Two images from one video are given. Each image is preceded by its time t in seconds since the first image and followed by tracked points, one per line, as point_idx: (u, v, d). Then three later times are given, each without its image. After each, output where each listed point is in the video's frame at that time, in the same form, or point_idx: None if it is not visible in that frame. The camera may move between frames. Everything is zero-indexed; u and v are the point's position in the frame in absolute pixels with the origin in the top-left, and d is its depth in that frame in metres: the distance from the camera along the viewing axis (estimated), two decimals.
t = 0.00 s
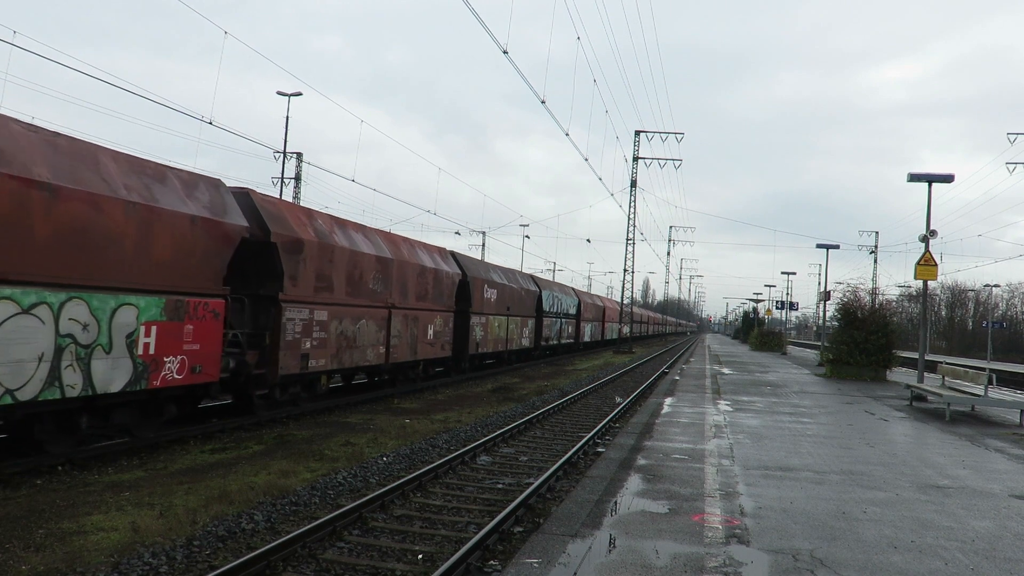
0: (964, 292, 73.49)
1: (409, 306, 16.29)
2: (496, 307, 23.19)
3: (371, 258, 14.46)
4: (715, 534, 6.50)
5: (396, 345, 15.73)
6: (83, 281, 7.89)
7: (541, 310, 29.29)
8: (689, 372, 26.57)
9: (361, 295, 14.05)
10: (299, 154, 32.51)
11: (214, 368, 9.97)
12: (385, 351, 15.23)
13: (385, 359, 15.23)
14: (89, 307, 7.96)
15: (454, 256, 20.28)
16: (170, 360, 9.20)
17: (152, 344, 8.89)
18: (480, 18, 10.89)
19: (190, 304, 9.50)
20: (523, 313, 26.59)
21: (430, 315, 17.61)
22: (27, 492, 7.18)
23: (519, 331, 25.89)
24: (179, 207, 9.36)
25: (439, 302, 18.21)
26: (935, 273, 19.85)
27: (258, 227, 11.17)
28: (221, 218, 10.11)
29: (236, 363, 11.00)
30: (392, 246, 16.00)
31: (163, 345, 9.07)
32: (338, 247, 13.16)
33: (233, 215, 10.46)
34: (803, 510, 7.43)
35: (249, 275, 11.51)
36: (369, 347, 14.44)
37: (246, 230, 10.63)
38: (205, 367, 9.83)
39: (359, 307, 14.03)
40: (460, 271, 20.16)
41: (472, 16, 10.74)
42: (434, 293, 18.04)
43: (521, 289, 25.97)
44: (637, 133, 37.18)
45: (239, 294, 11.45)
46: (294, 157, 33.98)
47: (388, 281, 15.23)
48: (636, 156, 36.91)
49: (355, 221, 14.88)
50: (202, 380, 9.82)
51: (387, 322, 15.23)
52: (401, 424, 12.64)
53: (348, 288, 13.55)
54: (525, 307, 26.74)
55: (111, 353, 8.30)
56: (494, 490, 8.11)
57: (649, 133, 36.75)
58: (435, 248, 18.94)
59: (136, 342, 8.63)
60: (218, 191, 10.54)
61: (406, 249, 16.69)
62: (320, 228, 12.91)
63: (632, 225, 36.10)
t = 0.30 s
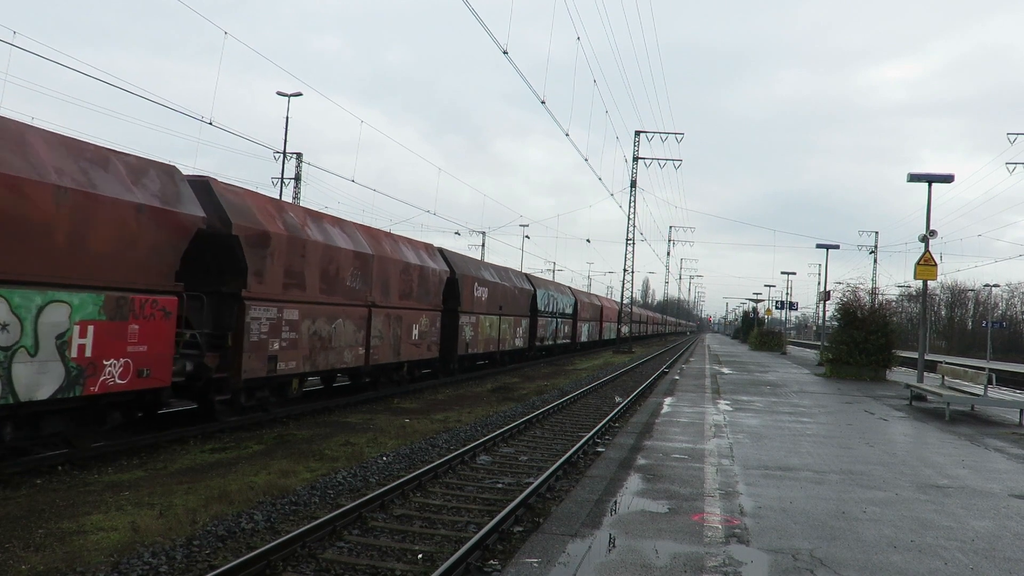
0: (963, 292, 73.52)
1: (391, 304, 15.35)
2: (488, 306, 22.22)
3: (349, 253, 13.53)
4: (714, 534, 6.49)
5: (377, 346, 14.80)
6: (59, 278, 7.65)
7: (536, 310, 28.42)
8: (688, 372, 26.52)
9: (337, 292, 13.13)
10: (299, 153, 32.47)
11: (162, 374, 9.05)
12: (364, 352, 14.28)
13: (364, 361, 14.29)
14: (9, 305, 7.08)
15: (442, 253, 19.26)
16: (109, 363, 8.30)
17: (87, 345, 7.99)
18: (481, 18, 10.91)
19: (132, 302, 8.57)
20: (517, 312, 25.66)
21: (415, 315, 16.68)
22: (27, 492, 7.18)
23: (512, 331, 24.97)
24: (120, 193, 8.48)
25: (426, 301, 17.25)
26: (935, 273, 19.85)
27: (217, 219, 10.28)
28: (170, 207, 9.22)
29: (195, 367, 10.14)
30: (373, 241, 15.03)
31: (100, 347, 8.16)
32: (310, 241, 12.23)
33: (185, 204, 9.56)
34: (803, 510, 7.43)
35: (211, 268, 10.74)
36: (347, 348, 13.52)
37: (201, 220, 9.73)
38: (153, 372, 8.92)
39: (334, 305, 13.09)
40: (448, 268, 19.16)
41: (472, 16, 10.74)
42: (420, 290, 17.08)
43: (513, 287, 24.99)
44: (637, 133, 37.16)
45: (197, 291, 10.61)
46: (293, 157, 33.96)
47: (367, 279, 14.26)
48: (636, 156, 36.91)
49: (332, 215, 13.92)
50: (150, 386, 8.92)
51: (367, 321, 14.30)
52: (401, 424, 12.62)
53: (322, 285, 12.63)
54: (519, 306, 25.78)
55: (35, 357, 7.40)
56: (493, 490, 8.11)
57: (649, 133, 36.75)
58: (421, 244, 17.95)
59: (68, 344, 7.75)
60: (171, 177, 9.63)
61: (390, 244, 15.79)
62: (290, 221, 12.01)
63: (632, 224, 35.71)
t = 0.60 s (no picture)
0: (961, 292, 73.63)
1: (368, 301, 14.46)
2: (477, 305, 21.02)
3: (322, 247, 12.68)
4: (712, 534, 6.49)
5: (354, 347, 13.92)
6: (42, 277, 7.59)
7: (529, 309, 27.41)
8: (687, 372, 26.49)
9: (307, 289, 12.26)
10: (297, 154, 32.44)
11: (97, 378, 8.20)
12: (339, 354, 13.39)
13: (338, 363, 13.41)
14: None
15: (427, 249, 18.27)
16: (34, 368, 7.48)
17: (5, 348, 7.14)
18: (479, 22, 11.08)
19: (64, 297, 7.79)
20: (509, 312, 24.59)
21: (397, 314, 15.83)
22: (25, 492, 7.17)
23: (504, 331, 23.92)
24: (49, 176, 7.70)
25: (409, 298, 16.37)
26: (933, 273, 19.88)
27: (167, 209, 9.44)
28: (109, 193, 8.45)
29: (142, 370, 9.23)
30: (349, 235, 14.12)
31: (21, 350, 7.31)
32: (275, 234, 11.37)
33: (128, 189, 8.81)
34: (801, 510, 7.43)
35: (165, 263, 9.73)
36: (318, 349, 12.63)
37: (147, 207, 8.98)
38: (87, 376, 8.09)
39: (304, 303, 12.20)
40: (434, 265, 18.21)
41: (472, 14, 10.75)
42: (402, 287, 16.06)
43: (504, 285, 23.79)
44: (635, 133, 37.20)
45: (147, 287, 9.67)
46: (290, 156, 33.96)
47: (341, 275, 13.36)
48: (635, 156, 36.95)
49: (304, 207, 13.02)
50: (85, 392, 8.10)
51: (342, 320, 13.42)
52: (399, 424, 12.62)
53: (290, 281, 11.75)
54: (511, 305, 24.70)
55: None
56: (492, 490, 8.11)
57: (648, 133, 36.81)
58: (404, 239, 17.01)
59: None
60: (114, 161, 8.88)
61: (369, 239, 14.97)
62: (255, 212, 11.17)
63: (632, 222, 36.39)
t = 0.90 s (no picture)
0: (960, 292, 73.74)
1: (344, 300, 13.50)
2: (465, 305, 20.13)
3: (290, 241, 11.71)
4: (711, 533, 6.49)
5: (329, 349, 13.00)
6: None
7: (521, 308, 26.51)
8: (685, 372, 26.50)
9: (274, 287, 11.30)
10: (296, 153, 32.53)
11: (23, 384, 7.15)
12: (311, 357, 12.47)
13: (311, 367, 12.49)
14: None
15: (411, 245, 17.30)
16: None
17: None
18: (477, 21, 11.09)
19: None
20: (500, 311, 23.63)
21: (376, 313, 14.90)
22: (23, 492, 7.16)
23: (494, 331, 23.00)
24: None
25: (389, 296, 15.44)
26: (930, 273, 19.90)
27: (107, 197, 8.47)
28: (34, 176, 7.49)
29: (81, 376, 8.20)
30: (323, 228, 13.17)
31: None
32: (237, 225, 10.42)
33: (60, 173, 7.87)
34: (799, 510, 7.42)
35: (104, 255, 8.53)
36: (286, 351, 11.68)
37: (81, 193, 8.07)
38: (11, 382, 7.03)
39: (270, 301, 11.27)
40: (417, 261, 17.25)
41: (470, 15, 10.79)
42: (383, 285, 15.18)
43: (494, 283, 22.90)
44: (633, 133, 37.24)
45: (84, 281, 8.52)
46: (288, 156, 34.07)
47: (313, 272, 12.42)
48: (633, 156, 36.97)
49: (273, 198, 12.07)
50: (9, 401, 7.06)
51: (314, 319, 12.47)
52: (398, 424, 12.61)
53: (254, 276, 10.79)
54: (501, 304, 23.74)
55: None
56: (490, 490, 8.10)
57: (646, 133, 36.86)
58: (384, 234, 16.06)
59: None
60: (44, 143, 7.88)
61: (346, 234, 14.02)
62: (212, 202, 10.18)
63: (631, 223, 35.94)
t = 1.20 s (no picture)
0: (959, 292, 73.83)
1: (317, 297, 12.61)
2: (452, 303, 19.19)
3: (253, 234, 10.83)
4: (711, 533, 6.49)
5: (300, 350, 12.15)
6: None
7: (514, 307, 25.71)
8: (685, 372, 26.50)
9: (235, 282, 10.41)
10: (296, 153, 32.54)
11: None
12: (280, 359, 11.61)
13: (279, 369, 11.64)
14: None
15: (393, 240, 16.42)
16: None
17: None
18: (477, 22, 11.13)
19: None
20: (490, 310, 22.77)
21: (354, 312, 14.02)
22: (22, 492, 7.16)
23: (484, 331, 22.14)
24: None
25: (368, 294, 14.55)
26: (930, 273, 19.91)
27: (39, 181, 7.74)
28: None
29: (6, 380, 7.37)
30: (294, 221, 12.31)
31: None
32: (193, 216, 9.57)
33: None
34: (798, 510, 7.42)
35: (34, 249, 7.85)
36: (249, 353, 10.80)
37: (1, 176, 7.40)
38: None
39: (233, 299, 10.41)
40: (400, 257, 16.36)
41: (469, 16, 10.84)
42: (361, 281, 14.31)
43: (483, 281, 21.98)
44: (631, 133, 37.22)
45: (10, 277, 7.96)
46: (288, 157, 34.05)
47: (281, 268, 11.55)
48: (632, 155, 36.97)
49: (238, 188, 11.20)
50: None
51: (282, 318, 11.60)
52: (397, 424, 12.59)
53: (211, 271, 9.90)
54: (492, 303, 22.88)
55: None
56: (489, 490, 8.10)
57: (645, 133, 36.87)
58: (364, 229, 15.19)
59: None
60: None
61: (321, 227, 13.15)
62: (164, 189, 9.34)
63: (629, 222, 35.14)
